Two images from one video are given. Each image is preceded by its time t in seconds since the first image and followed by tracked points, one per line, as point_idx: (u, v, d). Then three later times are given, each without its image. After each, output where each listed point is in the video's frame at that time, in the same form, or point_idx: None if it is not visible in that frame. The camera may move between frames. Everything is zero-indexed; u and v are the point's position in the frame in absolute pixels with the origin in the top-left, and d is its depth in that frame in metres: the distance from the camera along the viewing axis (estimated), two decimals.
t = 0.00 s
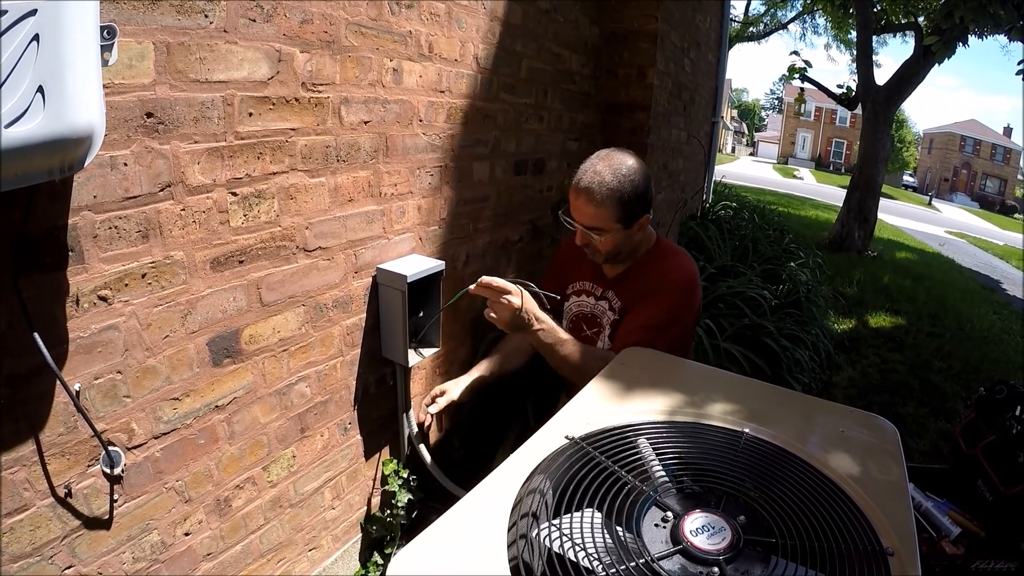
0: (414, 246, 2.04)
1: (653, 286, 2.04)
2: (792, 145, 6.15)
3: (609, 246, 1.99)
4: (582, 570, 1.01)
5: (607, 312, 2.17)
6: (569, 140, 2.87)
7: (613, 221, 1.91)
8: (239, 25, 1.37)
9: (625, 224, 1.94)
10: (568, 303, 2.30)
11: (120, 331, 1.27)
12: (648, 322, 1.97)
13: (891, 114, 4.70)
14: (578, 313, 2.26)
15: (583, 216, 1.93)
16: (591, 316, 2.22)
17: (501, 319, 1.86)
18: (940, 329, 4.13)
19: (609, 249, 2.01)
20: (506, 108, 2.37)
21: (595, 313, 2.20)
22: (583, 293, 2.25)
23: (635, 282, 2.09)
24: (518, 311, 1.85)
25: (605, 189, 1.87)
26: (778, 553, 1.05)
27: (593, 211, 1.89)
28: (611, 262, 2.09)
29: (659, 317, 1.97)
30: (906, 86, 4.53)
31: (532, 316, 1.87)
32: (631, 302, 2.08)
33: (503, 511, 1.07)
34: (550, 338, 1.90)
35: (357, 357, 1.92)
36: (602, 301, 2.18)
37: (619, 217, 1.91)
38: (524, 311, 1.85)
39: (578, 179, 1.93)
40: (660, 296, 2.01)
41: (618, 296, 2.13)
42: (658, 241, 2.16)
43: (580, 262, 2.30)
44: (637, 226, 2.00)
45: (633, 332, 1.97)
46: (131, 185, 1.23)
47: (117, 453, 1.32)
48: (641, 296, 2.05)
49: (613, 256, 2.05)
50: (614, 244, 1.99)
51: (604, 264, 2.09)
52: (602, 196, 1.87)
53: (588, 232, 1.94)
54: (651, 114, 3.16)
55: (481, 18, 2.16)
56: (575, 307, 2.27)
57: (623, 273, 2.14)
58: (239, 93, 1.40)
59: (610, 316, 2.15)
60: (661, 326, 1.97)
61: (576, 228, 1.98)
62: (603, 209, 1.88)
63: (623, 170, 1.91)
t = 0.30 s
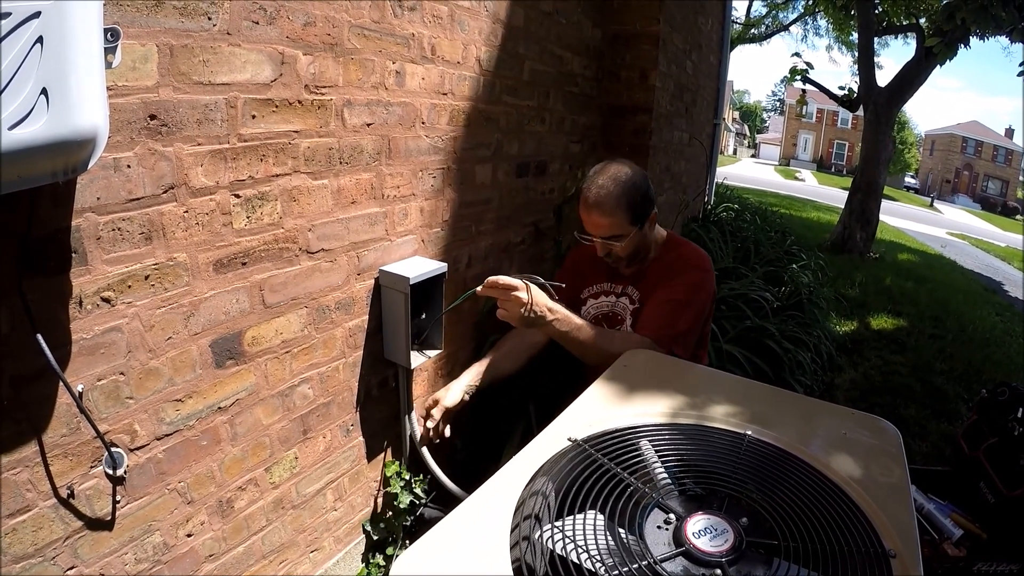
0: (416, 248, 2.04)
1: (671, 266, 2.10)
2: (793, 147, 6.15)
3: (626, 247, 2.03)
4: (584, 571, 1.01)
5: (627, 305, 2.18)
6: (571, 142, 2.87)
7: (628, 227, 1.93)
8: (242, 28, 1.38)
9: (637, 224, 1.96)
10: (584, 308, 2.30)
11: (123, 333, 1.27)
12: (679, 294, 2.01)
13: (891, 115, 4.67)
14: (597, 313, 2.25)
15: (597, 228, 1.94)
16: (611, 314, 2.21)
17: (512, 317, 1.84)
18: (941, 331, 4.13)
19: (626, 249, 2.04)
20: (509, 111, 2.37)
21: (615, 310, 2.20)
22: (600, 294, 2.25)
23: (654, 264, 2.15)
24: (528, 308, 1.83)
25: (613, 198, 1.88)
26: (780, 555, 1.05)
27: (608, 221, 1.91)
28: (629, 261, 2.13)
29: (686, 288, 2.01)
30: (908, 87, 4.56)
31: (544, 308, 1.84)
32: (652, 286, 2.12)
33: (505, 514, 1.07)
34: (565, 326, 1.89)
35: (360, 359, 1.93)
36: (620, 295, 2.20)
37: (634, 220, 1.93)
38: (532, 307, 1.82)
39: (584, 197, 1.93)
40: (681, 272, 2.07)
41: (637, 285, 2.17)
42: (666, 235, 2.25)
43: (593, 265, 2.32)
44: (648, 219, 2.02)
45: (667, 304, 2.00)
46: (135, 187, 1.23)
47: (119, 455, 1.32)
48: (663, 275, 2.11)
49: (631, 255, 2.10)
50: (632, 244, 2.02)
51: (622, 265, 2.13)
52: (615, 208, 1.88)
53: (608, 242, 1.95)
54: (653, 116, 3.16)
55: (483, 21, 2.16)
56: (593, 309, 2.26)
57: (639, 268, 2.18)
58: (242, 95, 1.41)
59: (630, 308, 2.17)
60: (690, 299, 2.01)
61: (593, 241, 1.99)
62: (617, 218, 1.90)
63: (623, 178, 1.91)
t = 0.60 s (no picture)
0: (418, 246, 2.04)
1: (670, 255, 2.15)
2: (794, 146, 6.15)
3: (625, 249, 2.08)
4: (587, 570, 1.01)
5: (633, 302, 2.17)
6: (573, 141, 2.87)
7: (622, 230, 1.99)
8: (245, 24, 1.37)
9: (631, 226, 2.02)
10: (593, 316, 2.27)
11: (124, 330, 1.27)
12: (685, 275, 2.05)
13: (893, 115, 4.68)
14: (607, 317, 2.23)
15: (594, 237, 2.00)
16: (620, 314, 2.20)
17: (523, 322, 1.84)
18: (942, 332, 4.13)
19: (625, 252, 2.09)
20: (510, 109, 2.37)
21: (624, 310, 2.19)
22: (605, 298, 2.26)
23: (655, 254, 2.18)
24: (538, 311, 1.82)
25: (603, 205, 1.95)
26: (783, 554, 1.05)
27: (602, 228, 1.96)
28: (628, 266, 2.17)
29: (690, 269, 2.06)
30: (910, 87, 4.57)
31: (553, 307, 1.84)
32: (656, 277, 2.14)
33: (507, 513, 1.06)
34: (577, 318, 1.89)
35: (361, 357, 1.92)
36: (626, 295, 2.21)
37: (626, 224, 1.99)
38: (540, 308, 1.82)
39: (577, 208, 1.99)
40: (682, 255, 2.12)
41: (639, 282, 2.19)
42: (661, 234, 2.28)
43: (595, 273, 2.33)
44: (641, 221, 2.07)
45: (675, 286, 2.02)
46: (137, 184, 1.23)
47: (121, 452, 1.32)
48: (665, 263, 2.14)
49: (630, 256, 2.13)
50: (628, 247, 2.07)
51: (621, 269, 2.17)
52: (606, 216, 1.95)
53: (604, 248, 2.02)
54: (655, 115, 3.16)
55: (486, 19, 2.16)
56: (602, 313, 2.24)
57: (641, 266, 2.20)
58: (244, 92, 1.41)
59: (637, 305, 2.17)
60: (695, 278, 2.04)
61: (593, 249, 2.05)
62: (609, 225, 1.96)
63: (612, 185, 1.97)
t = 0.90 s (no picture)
0: (417, 243, 2.03)
1: (668, 254, 2.14)
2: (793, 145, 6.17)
3: (620, 226, 2.09)
4: (586, 568, 1.01)
5: (625, 296, 2.19)
6: (572, 138, 2.87)
7: (621, 191, 2.05)
8: (244, 19, 1.37)
9: (633, 202, 2.08)
10: (584, 304, 2.30)
11: (122, 326, 1.26)
12: (683, 278, 2.04)
13: (892, 113, 4.66)
14: (598, 307, 2.26)
15: (593, 188, 2.06)
16: (612, 306, 2.22)
17: (524, 328, 1.83)
18: (941, 330, 4.14)
19: (619, 224, 2.09)
20: (510, 105, 2.36)
21: (614, 302, 2.21)
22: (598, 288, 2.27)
23: (652, 251, 2.18)
24: (538, 317, 1.81)
25: (611, 160, 2.06)
26: (783, 552, 1.04)
27: (604, 179, 2.04)
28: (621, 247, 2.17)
29: (688, 271, 2.05)
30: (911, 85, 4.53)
31: (553, 314, 1.84)
32: (651, 274, 2.14)
33: (506, 510, 1.06)
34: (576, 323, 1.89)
35: (360, 354, 1.92)
36: (619, 286, 2.22)
37: (627, 187, 2.06)
38: (543, 314, 1.82)
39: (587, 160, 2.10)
40: (681, 258, 2.11)
41: (634, 276, 2.19)
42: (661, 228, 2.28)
43: (591, 262, 2.35)
44: (642, 208, 2.13)
45: (672, 289, 2.02)
46: (134, 179, 1.22)
47: (118, 449, 1.31)
48: (663, 263, 2.14)
49: (624, 236, 2.14)
50: (623, 219, 2.08)
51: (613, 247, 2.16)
52: (610, 167, 2.05)
53: (599, 203, 2.05)
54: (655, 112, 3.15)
55: (486, 15, 2.15)
56: (595, 303, 2.27)
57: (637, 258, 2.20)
58: (243, 87, 1.40)
59: (630, 299, 2.18)
60: (692, 281, 2.04)
61: (588, 207, 2.09)
62: (612, 178, 2.04)
63: (626, 153, 2.09)
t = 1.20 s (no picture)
0: (417, 235, 2.03)
1: (672, 258, 2.12)
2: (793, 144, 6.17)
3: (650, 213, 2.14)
4: (586, 562, 1.00)
5: (627, 290, 2.19)
6: (573, 133, 2.86)
7: (656, 173, 2.13)
8: (245, 8, 1.36)
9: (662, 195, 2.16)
10: (586, 293, 2.31)
11: (120, 316, 1.26)
12: (681, 285, 2.03)
13: (892, 112, 4.67)
14: (599, 298, 2.27)
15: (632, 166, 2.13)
16: (612, 298, 2.22)
17: (535, 326, 1.86)
18: (940, 330, 4.15)
19: (645, 207, 2.12)
20: (511, 98, 2.35)
21: (615, 295, 2.22)
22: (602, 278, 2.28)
23: (656, 253, 2.16)
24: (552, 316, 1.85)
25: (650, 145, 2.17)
26: (784, 548, 1.04)
27: (643, 159, 2.12)
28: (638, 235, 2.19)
29: (688, 278, 2.03)
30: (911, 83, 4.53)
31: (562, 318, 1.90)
32: (655, 276, 2.14)
33: (505, 503, 1.06)
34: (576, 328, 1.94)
35: (359, 346, 1.91)
36: (621, 281, 2.22)
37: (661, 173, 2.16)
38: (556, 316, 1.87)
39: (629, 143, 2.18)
40: (683, 264, 2.09)
41: (638, 273, 2.19)
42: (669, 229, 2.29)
43: (597, 253, 2.36)
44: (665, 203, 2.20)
45: (671, 297, 2.01)
46: (133, 168, 1.21)
47: (115, 440, 1.31)
48: (665, 266, 2.12)
49: (644, 223, 2.16)
50: (652, 202, 2.13)
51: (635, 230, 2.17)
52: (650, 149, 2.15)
53: (635, 179, 2.10)
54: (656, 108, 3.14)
55: (488, 8, 2.14)
56: (595, 293, 2.28)
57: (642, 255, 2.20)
58: (244, 77, 1.39)
59: (632, 295, 2.18)
60: (693, 289, 2.02)
61: (626, 182, 2.13)
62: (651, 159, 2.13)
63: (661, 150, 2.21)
